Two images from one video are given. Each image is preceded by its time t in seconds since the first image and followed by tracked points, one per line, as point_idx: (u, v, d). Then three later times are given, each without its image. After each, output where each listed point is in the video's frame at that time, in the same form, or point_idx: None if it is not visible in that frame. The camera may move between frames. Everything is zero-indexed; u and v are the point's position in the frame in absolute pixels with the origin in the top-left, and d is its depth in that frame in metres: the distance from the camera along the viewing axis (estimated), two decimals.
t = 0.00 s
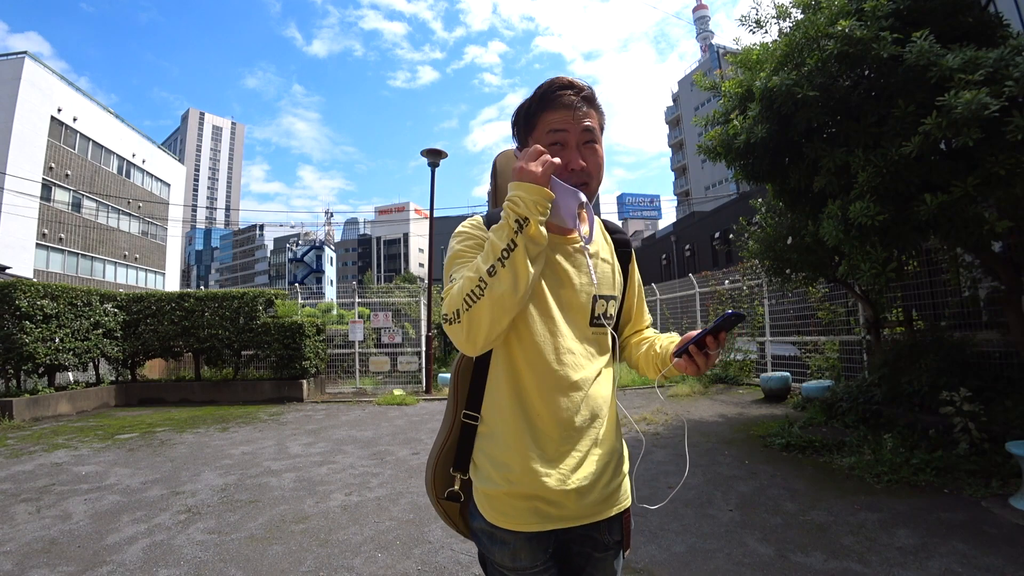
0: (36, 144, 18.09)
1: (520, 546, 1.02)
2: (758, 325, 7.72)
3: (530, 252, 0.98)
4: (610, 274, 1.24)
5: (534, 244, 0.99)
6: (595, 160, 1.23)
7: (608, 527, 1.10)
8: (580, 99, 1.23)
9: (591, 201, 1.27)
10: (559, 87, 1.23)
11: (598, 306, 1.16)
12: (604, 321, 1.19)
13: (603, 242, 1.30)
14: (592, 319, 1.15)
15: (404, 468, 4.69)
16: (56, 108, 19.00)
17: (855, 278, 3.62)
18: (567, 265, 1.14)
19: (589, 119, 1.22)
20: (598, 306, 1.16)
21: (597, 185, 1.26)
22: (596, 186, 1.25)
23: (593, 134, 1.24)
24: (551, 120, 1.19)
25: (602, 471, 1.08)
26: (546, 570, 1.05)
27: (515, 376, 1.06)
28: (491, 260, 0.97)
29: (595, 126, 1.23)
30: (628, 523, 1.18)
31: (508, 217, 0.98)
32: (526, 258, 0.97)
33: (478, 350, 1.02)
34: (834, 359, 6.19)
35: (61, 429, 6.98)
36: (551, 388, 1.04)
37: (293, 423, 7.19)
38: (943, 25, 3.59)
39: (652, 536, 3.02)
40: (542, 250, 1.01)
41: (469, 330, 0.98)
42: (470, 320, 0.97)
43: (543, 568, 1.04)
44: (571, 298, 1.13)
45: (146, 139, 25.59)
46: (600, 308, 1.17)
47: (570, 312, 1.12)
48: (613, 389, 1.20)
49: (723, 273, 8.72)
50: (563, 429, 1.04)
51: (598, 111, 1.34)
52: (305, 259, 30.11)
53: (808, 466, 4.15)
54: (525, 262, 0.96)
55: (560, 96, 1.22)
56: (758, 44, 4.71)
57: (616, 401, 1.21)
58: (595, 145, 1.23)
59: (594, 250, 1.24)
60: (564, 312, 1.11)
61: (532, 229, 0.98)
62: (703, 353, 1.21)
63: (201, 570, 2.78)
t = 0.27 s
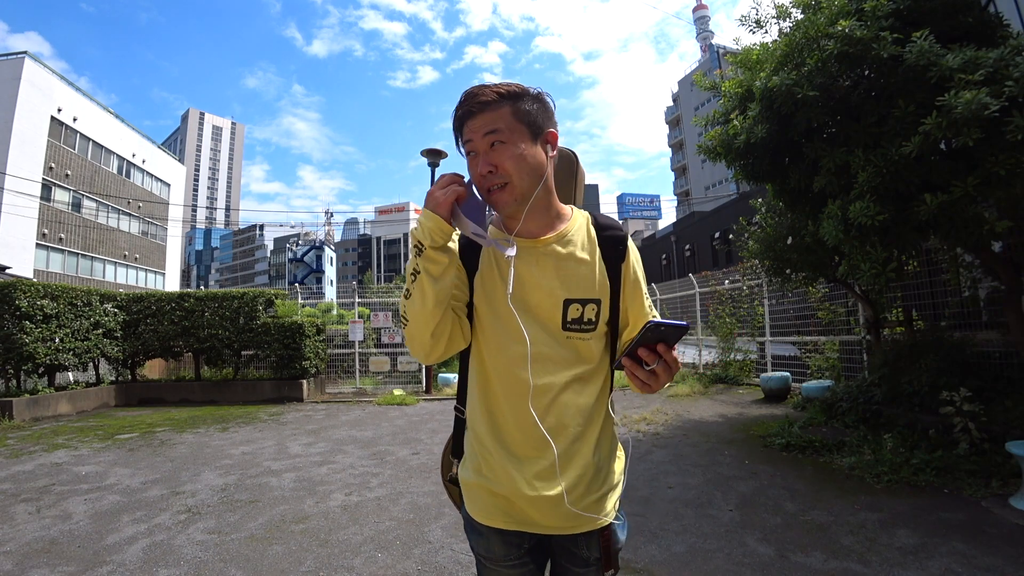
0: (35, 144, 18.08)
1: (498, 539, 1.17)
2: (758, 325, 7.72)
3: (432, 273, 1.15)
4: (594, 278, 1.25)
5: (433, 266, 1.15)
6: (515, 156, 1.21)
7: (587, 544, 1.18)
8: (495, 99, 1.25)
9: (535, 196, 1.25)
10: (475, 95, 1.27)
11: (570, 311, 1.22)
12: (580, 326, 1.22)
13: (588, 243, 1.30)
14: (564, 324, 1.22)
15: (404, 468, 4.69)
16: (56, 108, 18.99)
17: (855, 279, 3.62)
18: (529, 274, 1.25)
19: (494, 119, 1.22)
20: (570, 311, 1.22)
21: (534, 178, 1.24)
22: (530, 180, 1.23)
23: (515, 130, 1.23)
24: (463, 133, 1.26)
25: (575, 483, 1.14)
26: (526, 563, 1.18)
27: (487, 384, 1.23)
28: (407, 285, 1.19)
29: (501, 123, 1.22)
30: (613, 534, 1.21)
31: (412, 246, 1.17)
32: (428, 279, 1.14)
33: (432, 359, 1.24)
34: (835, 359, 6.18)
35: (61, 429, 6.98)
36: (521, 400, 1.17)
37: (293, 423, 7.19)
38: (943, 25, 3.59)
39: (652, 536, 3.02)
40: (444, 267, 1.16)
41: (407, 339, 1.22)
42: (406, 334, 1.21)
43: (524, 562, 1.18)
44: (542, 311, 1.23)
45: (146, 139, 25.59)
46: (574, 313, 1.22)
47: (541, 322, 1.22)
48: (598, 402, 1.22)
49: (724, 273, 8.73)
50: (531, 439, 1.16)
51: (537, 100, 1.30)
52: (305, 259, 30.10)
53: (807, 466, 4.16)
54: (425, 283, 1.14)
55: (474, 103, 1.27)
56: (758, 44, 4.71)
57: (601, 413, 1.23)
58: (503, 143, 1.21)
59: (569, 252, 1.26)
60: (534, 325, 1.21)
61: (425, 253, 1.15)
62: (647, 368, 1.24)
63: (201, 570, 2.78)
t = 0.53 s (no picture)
0: (35, 144, 18.07)
1: (481, 529, 1.23)
2: (758, 325, 7.72)
3: (401, 285, 1.32)
4: (567, 279, 1.17)
5: (401, 279, 1.32)
6: (459, 166, 1.23)
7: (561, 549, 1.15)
8: (439, 115, 1.28)
9: (491, 200, 1.24)
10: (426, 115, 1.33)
11: (541, 315, 1.18)
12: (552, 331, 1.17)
13: (562, 241, 1.21)
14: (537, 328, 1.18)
15: (404, 468, 4.69)
16: (56, 108, 19.00)
17: (855, 278, 3.62)
18: (500, 274, 1.25)
19: (439, 134, 1.27)
20: (541, 316, 1.17)
21: (483, 183, 1.23)
22: (477, 185, 1.23)
23: (458, 141, 1.25)
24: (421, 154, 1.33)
25: (543, 489, 1.12)
26: (512, 558, 1.21)
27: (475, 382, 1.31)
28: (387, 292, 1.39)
29: (445, 138, 1.26)
30: (595, 549, 1.14)
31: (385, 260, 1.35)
32: (397, 291, 1.33)
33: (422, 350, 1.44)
34: (834, 359, 6.19)
35: (61, 429, 6.98)
36: (499, 398, 1.21)
37: (293, 423, 7.19)
38: (943, 25, 3.59)
39: (652, 536, 3.02)
40: (409, 280, 1.31)
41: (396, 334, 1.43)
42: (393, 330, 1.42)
43: (510, 555, 1.21)
44: (514, 313, 1.22)
45: (146, 139, 25.59)
46: (546, 316, 1.17)
47: (515, 322, 1.22)
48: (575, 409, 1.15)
49: (724, 273, 8.73)
50: (508, 437, 1.20)
51: (488, 104, 1.30)
52: (305, 259, 30.11)
53: (807, 466, 4.15)
54: (396, 293, 1.33)
55: (427, 122, 1.32)
56: (758, 44, 4.71)
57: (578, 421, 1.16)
58: (448, 156, 1.25)
59: (540, 252, 1.20)
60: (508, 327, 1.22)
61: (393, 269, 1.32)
62: (546, 387, 0.94)
63: (201, 570, 2.78)
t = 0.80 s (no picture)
0: (35, 144, 18.07)
1: (479, 524, 1.25)
2: (758, 325, 7.73)
3: (398, 291, 1.37)
4: (552, 279, 1.14)
5: (397, 285, 1.37)
6: (442, 173, 1.26)
7: (552, 551, 1.15)
8: (422, 124, 1.31)
9: (475, 204, 1.26)
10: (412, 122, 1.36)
11: (528, 317, 1.17)
12: (538, 332, 1.15)
13: (548, 241, 1.18)
14: (525, 330, 1.17)
15: (404, 468, 4.69)
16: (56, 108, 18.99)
17: (855, 279, 3.62)
18: (490, 275, 1.25)
19: (423, 143, 1.30)
20: (527, 317, 1.17)
21: (466, 189, 1.25)
22: (460, 190, 1.25)
23: (441, 147, 1.27)
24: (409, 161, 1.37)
25: (529, 491, 1.12)
26: (509, 555, 1.22)
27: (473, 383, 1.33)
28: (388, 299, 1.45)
29: (428, 147, 1.29)
30: (585, 554, 1.12)
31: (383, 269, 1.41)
32: (394, 296, 1.38)
33: (427, 353, 1.48)
34: (834, 359, 6.19)
35: (61, 429, 6.98)
36: (494, 398, 1.23)
37: (293, 423, 7.19)
38: (943, 25, 3.59)
39: (652, 536, 3.02)
40: (404, 286, 1.36)
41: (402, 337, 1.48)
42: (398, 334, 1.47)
43: (506, 551, 1.21)
44: (503, 314, 1.22)
45: (146, 140, 25.59)
46: (531, 318, 1.16)
47: (504, 324, 1.22)
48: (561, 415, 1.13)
49: (724, 273, 8.73)
50: (503, 437, 1.21)
51: (469, 108, 1.31)
52: (305, 259, 30.11)
53: (807, 466, 4.15)
54: (394, 299, 1.38)
55: (412, 129, 1.35)
56: (758, 44, 4.71)
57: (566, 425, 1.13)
58: (432, 164, 1.28)
59: (525, 254, 1.19)
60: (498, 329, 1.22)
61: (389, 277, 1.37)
62: (494, 390, 0.90)
63: (201, 570, 2.78)
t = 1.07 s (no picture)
0: (36, 144, 18.06)
1: (477, 523, 1.25)
2: (758, 325, 7.72)
3: (393, 284, 1.39)
4: (548, 279, 1.14)
5: (392, 279, 1.39)
6: (442, 172, 1.27)
7: (550, 551, 1.15)
8: (423, 122, 1.32)
9: (475, 203, 1.27)
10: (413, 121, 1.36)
11: (524, 315, 1.17)
12: (535, 331, 1.16)
13: (546, 240, 1.18)
14: (522, 330, 1.18)
15: (404, 468, 4.69)
16: (56, 108, 18.98)
17: (855, 278, 3.62)
18: (488, 275, 1.25)
19: (425, 141, 1.30)
20: (524, 316, 1.17)
21: (466, 188, 1.25)
22: (461, 189, 1.26)
23: (441, 146, 1.28)
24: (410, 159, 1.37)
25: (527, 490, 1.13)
26: (507, 555, 1.21)
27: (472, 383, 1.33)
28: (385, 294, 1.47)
29: (429, 145, 1.29)
30: (582, 555, 1.12)
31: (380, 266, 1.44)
32: (389, 290, 1.39)
33: (426, 351, 1.47)
34: (834, 359, 6.19)
35: (61, 429, 6.98)
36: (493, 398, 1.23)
37: (293, 423, 7.19)
38: (943, 25, 3.59)
39: (652, 536, 3.02)
40: (399, 279, 1.38)
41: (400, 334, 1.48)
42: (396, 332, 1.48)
43: (504, 550, 1.21)
44: (500, 313, 1.22)
45: (146, 140, 25.59)
46: (527, 317, 1.16)
47: (502, 323, 1.21)
48: (559, 416, 1.13)
49: (724, 273, 8.73)
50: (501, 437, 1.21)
51: (470, 108, 1.32)
52: (305, 259, 30.10)
53: (807, 466, 4.15)
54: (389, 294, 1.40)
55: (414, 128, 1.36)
56: (758, 44, 4.71)
57: (564, 426, 1.13)
58: (432, 162, 1.28)
59: (523, 253, 1.19)
60: (495, 327, 1.22)
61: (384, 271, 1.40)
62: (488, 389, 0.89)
63: (201, 570, 2.78)
